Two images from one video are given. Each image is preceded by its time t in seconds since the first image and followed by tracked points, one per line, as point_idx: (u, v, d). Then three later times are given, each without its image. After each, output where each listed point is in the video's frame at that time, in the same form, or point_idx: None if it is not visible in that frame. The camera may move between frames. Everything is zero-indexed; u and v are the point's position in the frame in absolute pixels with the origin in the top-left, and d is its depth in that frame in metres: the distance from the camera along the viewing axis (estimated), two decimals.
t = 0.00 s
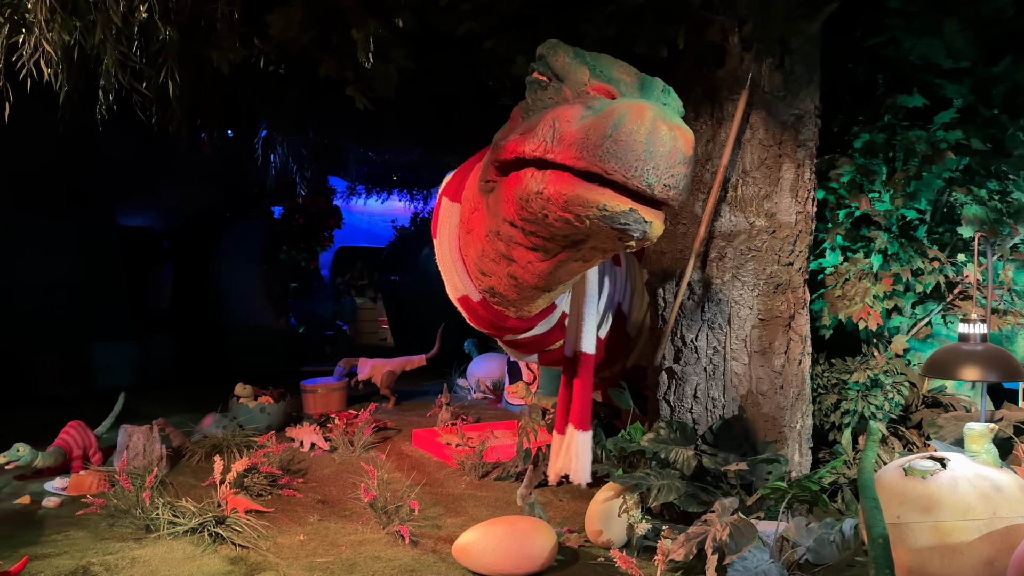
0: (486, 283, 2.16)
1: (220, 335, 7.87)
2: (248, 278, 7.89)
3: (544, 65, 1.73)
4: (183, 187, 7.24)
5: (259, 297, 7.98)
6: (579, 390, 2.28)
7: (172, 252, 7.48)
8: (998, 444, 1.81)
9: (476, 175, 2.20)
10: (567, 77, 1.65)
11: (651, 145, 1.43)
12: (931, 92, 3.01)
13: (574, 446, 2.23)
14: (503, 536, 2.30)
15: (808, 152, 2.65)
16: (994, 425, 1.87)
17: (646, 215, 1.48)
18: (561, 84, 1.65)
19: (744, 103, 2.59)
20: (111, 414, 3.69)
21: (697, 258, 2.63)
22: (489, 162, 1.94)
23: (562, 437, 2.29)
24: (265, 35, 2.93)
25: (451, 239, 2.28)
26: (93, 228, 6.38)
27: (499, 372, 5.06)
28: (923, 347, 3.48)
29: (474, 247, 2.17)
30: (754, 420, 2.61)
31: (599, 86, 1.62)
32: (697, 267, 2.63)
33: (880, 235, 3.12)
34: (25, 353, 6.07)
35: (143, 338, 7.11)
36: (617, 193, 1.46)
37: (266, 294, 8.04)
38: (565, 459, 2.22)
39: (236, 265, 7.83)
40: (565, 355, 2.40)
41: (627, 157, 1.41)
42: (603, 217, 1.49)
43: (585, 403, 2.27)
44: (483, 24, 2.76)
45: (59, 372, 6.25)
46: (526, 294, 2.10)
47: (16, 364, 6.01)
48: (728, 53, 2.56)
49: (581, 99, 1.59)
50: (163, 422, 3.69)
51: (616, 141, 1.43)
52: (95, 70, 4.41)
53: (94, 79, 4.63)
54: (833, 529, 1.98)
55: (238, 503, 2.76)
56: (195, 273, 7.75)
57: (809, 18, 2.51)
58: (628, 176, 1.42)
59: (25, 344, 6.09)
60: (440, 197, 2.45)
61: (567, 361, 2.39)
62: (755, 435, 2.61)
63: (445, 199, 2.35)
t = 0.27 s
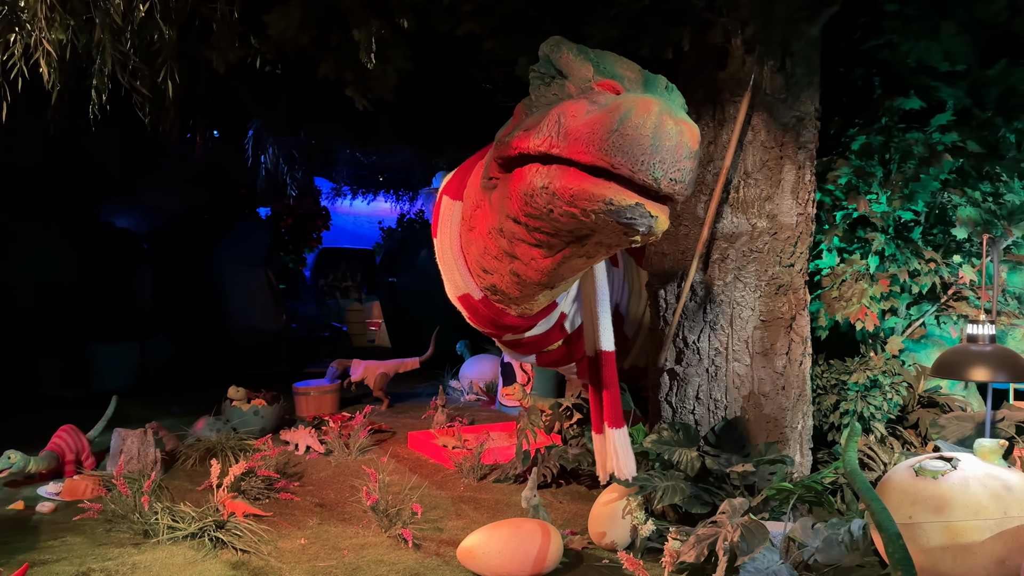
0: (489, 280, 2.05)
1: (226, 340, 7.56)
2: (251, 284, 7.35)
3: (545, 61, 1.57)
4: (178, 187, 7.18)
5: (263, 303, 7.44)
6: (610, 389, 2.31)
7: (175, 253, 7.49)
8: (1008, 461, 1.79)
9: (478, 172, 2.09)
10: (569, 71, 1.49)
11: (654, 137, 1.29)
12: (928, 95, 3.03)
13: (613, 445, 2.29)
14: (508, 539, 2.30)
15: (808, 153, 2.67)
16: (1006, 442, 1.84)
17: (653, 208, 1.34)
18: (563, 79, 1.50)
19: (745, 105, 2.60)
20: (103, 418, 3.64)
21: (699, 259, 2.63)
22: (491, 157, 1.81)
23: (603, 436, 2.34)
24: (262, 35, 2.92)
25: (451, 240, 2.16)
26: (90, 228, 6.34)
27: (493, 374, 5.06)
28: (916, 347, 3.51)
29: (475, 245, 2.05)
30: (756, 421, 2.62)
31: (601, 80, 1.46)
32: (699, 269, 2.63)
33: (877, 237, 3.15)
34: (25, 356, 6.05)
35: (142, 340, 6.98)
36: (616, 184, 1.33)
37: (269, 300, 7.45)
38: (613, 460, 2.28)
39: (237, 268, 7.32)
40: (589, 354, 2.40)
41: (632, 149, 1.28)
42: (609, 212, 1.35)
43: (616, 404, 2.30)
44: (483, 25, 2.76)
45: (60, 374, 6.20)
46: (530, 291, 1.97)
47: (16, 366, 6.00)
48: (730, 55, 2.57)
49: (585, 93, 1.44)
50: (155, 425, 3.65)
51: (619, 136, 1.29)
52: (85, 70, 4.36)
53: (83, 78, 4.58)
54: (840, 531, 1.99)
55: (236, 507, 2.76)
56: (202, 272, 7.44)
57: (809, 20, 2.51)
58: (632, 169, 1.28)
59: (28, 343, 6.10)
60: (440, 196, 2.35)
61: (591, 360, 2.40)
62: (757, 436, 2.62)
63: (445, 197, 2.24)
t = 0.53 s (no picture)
0: (489, 283, 2.00)
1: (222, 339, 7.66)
2: (249, 284, 7.45)
3: (542, 64, 1.55)
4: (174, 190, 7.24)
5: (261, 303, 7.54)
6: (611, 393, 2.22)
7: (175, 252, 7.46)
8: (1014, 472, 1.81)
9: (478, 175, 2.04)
10: (569, 75, 1.46)
11: (655, 140, 1.25)
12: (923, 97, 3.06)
13: (616, 447, 2.24)
14: (513, 542, 2.28)
15: (808, 155, 2.68)
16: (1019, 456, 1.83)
17: (653, 211, 1.32)
18: (563, 82, 1.47)
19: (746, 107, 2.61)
20: (94, 421, 3.61)
21: (700, 261, 2.63)
22: (490, 160, 1.78)
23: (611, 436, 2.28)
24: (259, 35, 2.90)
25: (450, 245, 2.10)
26: (85, 228, 6.33)
27: (485, 376, 5.04)
28: (910, 347, 3.58)
29: (475, 248, 1.99)
30: (758, 422, 2.63)
31: (602, 83, 1.44)
32: (701, 271, 2.63)
33: (873, 239, 3.18)
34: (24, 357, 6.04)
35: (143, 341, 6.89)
36: (616, 188, 1.30)
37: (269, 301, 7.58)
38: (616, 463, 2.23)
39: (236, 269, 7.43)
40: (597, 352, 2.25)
41: (634, 152, 1.25)
42: (609, 214, 1.32)
43: (619, 406, 2.23)
44: (483, 26, 2.75)
45: (61, 376, 6.15)
46: (531, 292, 1.92)
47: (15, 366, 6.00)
48: (732, 57, 2.57)
49: (584, 96, 1.41)
50: (148, 429, 3.62)
51: (619, 140, 1.26)
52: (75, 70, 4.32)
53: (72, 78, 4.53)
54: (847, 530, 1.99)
55: (234, 511, 2.72)
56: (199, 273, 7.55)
57: (808, 23, 2.51)
58: (633, 172, 1.26)
59: (29, 344, 6.13)
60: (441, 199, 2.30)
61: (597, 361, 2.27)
62: (759, 437, 2.63)
63: (444, 201, 2.19)
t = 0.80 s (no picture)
0: (495, 293, 1.97)
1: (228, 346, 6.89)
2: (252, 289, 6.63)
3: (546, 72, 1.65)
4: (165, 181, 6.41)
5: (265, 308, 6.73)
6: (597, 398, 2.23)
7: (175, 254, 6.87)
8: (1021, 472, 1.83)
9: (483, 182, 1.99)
10: (571, 85, 1.55)
11: (660, 155, 1.28)
12: (920, 100, 3.09)
13: (595, 456, 2.22)
14: (518, 546, 2.27)
15: (808, 157, 2.70)
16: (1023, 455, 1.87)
17: (659, 225, 1.35)
18: (563, 92, 1.57)
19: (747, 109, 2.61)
20: (86, 426, 3.55)
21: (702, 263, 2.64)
22: (496, 168, 1.76)
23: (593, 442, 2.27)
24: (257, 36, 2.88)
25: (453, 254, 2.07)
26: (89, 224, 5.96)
27: (477, 377, 5.03)
28: (903, 349, 3.60)
29: (478, 259, 1.96)
30: (759, 423, 2.64)
31: (603, 95, 1.49)
32: (702, 273, 2.64)
33: (870, 241, 3.21)
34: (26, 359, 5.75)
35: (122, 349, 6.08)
36: (617, 205, 1.34)
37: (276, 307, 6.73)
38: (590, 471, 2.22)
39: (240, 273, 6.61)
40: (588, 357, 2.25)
41: (637, 167, 1.29)
42: (613, 230, 1.37)
43: (603, 413, 2.22)
44: (483, 28, 2.74)
45: (66, 379, 5.87)
46: (536, 302, 1.88)
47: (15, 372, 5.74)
48: (733, 60, 2.58)
49: (588, 108, 1.47)
50: (141, 433, 3.57)
51: (624, 154, 1.29)
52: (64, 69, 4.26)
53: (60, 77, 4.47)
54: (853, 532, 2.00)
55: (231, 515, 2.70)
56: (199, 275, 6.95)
57: (808, 27, 2.48)
58: (636, 185, 1.29)
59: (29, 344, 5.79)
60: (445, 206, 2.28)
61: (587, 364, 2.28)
62: (760, 438, 2.64)
63: (449, 209, 2.17)
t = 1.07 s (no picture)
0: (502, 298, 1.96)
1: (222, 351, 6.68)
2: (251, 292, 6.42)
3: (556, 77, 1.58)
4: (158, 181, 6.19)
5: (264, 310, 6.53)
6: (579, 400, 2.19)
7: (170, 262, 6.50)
8: None
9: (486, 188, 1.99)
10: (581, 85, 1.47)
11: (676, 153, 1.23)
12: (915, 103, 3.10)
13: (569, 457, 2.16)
14: (523, 548, 2.26)
15: (807, 159, 2.71)
16: None
17: (676, 225, 1.30)
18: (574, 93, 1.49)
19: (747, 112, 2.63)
20: (76, 430, 3.50)
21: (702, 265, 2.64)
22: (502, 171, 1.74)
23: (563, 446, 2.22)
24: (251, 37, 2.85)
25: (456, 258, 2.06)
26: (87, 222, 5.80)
27: (468, 378, 5.01)
28: (896, 349, 3.63)
29: (488, 260, 1.93)
30: (760, 423, 2.65)
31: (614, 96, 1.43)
32: (702, 274, 2.64)
33: (867, 241, 3.27)
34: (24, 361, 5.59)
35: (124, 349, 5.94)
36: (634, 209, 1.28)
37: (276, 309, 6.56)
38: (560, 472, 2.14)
39: (237, 277, 6.38)
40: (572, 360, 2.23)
41: (651, 167, 1.24)
42: (630, 231, 1.31)
43: (583, 415, 2.17)
44: (482, 29, 2.73)
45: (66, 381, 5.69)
46: (544, 305, 1.87)
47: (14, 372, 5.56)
48: (733, 62, 2.59)
49: (599, 106, 1.40)
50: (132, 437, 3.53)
51: (639, 152, 1.24)
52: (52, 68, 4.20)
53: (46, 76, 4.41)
54: (858, 532, 2.00)
55: (228, 520, 2.69)
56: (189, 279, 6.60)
57: (808, 29, 2.57)
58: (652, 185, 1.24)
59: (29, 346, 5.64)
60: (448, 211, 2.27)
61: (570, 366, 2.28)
62: (760, 438, 2.65)
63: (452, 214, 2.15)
